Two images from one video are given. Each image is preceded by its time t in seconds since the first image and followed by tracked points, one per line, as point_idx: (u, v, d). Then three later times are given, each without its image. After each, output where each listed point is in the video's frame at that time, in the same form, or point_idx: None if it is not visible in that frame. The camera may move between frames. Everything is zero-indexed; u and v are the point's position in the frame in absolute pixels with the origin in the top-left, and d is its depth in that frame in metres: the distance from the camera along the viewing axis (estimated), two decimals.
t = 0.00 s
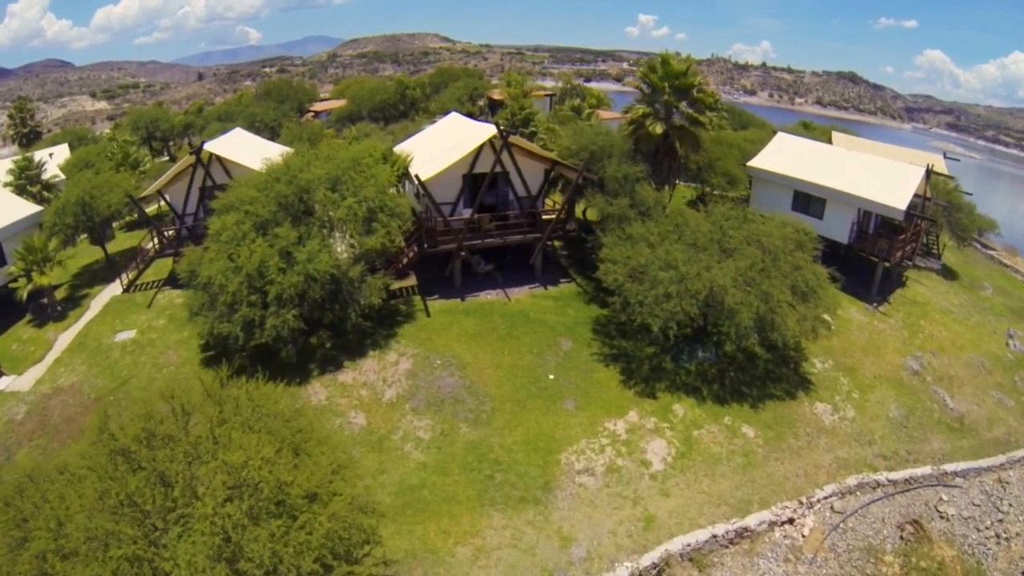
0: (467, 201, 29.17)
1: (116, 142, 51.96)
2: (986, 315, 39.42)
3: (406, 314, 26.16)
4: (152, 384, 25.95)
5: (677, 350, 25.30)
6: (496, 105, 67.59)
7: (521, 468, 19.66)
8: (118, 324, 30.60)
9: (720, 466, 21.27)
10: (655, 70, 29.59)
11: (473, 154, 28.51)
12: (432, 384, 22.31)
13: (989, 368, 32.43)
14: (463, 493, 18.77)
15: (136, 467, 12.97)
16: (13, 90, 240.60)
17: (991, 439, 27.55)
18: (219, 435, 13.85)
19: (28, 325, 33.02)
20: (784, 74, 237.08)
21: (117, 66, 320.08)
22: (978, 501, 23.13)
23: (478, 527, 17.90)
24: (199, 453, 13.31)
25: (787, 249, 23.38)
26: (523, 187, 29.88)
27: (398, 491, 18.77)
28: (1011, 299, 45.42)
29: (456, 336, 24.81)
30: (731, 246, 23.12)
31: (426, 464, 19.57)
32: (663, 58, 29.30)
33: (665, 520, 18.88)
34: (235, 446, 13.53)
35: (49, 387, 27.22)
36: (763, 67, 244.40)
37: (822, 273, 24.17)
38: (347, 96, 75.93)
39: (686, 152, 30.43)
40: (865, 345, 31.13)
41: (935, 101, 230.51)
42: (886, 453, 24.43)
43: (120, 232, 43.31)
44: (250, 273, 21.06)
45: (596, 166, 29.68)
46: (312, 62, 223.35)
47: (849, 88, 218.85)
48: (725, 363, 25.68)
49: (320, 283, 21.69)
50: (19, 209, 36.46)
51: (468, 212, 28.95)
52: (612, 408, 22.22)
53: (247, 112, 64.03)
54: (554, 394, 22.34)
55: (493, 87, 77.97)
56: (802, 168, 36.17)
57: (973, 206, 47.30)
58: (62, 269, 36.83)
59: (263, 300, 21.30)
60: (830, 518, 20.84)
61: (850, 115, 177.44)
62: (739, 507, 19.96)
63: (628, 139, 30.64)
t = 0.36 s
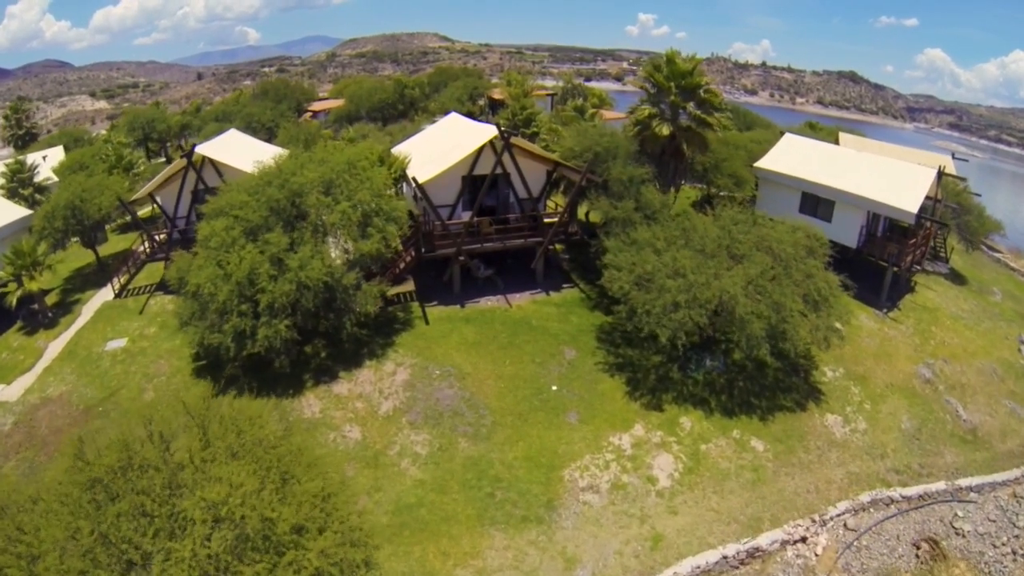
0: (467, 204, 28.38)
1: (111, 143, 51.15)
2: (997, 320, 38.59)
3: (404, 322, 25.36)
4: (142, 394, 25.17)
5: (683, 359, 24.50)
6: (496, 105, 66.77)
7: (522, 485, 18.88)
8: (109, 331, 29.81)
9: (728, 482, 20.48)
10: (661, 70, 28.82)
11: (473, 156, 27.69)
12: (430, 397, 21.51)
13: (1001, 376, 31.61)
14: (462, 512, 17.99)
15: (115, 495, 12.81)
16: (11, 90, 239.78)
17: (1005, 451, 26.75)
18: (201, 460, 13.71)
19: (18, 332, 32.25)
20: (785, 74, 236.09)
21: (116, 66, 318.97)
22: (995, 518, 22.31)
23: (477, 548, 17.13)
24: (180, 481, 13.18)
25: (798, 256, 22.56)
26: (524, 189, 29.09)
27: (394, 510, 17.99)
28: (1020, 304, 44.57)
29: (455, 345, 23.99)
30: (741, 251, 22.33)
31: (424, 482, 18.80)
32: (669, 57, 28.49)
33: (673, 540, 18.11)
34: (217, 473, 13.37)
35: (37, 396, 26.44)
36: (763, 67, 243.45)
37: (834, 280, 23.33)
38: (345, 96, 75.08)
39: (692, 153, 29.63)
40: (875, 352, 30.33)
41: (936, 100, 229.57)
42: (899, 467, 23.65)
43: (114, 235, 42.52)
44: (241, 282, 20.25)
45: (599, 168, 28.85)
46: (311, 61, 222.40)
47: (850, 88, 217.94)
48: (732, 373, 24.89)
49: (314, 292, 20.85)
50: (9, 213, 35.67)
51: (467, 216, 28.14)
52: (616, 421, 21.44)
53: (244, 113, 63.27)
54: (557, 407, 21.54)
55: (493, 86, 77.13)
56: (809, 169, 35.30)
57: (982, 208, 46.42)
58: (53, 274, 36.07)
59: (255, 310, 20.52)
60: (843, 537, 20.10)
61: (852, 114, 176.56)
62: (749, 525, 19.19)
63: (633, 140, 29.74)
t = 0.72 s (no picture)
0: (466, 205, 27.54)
1: (105, 141, 50.27)
2: (1007, 326, 37.76)
3: (401, 327, 24.51)
4: (132, 403, 24.38)
5: (690, 368, 23.65)
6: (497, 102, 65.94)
7: (523, 502, 18.09)
8: (99, 336, 29.01)
9: (737, 498, 19.69)
10: (668, 66, 27.88)
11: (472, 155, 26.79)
12: (427, 407, 20.69)
13: (1014, 385, 30.80)
14: (460, 531, 17.21)
15: (90, 526, 11.99)
16: (9, 85, 238.53)
17: (1020, 463, 25.97)
18: (184, 486, 12.82)
19: (7, 336, 31.47)
20: (787, 71, 234.71)
21: (116, 61, 317.93)
22: (1011, 535, 21.46)
23: (476, 571, 16.35)
24: (161, 512, 12.35)
25: (810, 263, 21.70)
26: (525, 188, 28.18)
27: (389, 529, 17.21)
28: None
29: (453, 353, 23.14)
30: (751, 256, 21.47)
31: (420, 498, 18.01)
32: (677, 53, 27.53)
33: (680, 561, 17.31)
34: (199, 503, 12.53)
35: (24, 404, 25.67)
36: (765, 64, 241.91)
37: (847, 288, 22.47)
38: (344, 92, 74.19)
39: (699, 153, 28.70)
40: (886, 360, 29.50)
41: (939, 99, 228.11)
42: (912, 481, 22.88)
43: (107, 235, 41.70)
44: (230, 287, 19.42)
45: (604, 168, 27.91)
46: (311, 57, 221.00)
47: (852, 85, 216.60)
48: (740, 382, 24.07)
49: (306, 298, 19.99)
50: None
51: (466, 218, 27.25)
52: (621, 433, 20.63)
53: (241, 110, 62.38)
54: (559, 419, 20.71)
55: (494, 83, 76.14)
56: (818, 169, 34.37)
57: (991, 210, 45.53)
58: (44, 277, 35.31)
59: (245, 317, 19.69)
60: (855, 556, 19.35)
61: (855, 112, 175.45)
62: (759, 544, 18.41)
63: (639, 138, 28.80)
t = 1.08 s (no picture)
0: (466, 205, 26.81)
1: (100, 138, 49.51)
2: (1018, 333, 36.93)
3: (398, 332, 23.75)
4: (120, 412, 23.66)
5: (696, 377, 22.86)
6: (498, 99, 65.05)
7: (523, 519, 17.34)
8: (89, 340, 28.29)
9: (746, 514, 18.92)
10: (676, 63, 27.04)
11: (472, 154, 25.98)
12: (424, 418, 19.93)
13: None
14: (456, 550, 16.46)
15: (63, 558, 11.47)
16: (9, 80, 237.62)
17: None
18: (163, 513, 12.16)
19: None
20: (789, 70, 233.42)
21: (116, 57, 316.85)
22: None
23: None
24: (137, 544, 11.74)
25: (823, 269, 20.91)
26: (528, 189, 27.32)
27: (382, 547, 16.47)
28: None
29: (452, 360, 22.33)
30: (762, 262, 20.68)
31: (416, 514, 17.27)
32: (686, 50, 26.67)
33: None
34: (177, 536, 11.90)
35: (10, 411, 24.97)
36: (768, 62, 240.53)
37: (860, 296, 21.66)
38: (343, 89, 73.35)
39: (708, 153, 27.82)
40: (896, 368, 28.72)
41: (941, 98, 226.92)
42: (925, 495, 22.11)
43: (101, 234, 41.00)
44: (219, 293, 18.68)
45: (609, 168, 27.05)
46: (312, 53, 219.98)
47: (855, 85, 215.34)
48: (748, 392, 23.29)
49: (299, 305, 19.20)
50: None
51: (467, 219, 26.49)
52: (625, 445, 19.86)
53: (238, 105, 61.56)
54: (561, 430, 19.94)
55: (495, 79, 75.21)
56: (827, 170, 33.53)
57: (1002, 214, 44.63)
58: (34, 278, 34.62)
59: (235, 324, 18.93)
60: None
61: (858, 111, 174.32)
62: (768, 564, 17.67)
63: (645, 137, 27.92)
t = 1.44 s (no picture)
0: (466, 206, 26.07)
1: (95, 135, 48.79)
2: None
3: (395, 339, 22.97)
4: (110, 423, 23.04)
5: (704, 388, 22.07)
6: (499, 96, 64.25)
7: (524, 539, 16.63)
8: (79, 346, 27.62)
9: (755, 533, 18.19)
10: (685, 60, 26.05)
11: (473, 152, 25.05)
12: (421, 431, 19.19)
13: None
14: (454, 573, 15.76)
15: None
16: (8, 75, 236.89)
17: None
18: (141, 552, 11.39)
19: None
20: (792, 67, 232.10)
21: (116, 51, 315.80)
22: None
23: None
24: None
25: (837, 278, 20.10)
26: (530, 190, 26.39)
27: (376, 570, 15.76)
28: None
29: (451, 369, 21.56)
30: (774, 270, 19.85)
31: (412, 534, 16.58)
32: (695, 47, 25.76)
33: None
34: (158, 575, 11.15)
35: None
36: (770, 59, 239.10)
37: (875, 305, 20.87)
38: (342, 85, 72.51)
39: (717, 154, 26.98)
40: (907, 379, 27.98)
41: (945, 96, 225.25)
42: (939, 512, 21.39)
43: (95, 235, 40.33)
44: (207, 301, 17.91)
45: (614, 168, 26.16)
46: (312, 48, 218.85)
47: (858, 82, 214.06)
48: (756, 403, 22.55)
49: (291, 313, 18.40)
50: None
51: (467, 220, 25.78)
52: (630, 461, 19.14)
53: (236, 102, 60.79)
54: (564, 445, 19.21)
55: (496, 75, 74.29)
56: (838, 171, 32.64)
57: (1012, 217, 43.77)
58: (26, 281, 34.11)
59: (225, 333, 18.18)
60: None
61: (861, 109, 173.24)
62: None
63: (652, 137, 27.03)
